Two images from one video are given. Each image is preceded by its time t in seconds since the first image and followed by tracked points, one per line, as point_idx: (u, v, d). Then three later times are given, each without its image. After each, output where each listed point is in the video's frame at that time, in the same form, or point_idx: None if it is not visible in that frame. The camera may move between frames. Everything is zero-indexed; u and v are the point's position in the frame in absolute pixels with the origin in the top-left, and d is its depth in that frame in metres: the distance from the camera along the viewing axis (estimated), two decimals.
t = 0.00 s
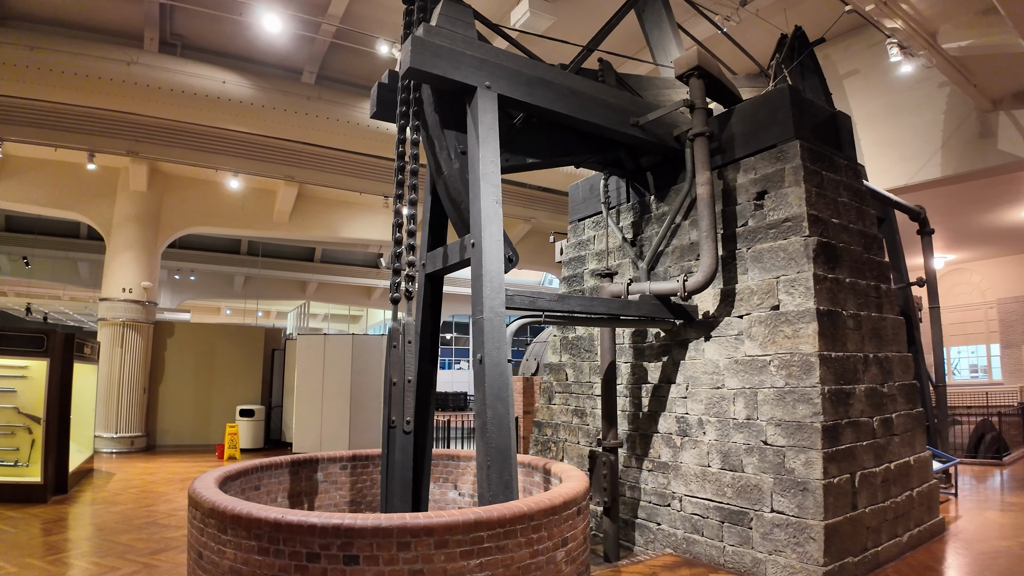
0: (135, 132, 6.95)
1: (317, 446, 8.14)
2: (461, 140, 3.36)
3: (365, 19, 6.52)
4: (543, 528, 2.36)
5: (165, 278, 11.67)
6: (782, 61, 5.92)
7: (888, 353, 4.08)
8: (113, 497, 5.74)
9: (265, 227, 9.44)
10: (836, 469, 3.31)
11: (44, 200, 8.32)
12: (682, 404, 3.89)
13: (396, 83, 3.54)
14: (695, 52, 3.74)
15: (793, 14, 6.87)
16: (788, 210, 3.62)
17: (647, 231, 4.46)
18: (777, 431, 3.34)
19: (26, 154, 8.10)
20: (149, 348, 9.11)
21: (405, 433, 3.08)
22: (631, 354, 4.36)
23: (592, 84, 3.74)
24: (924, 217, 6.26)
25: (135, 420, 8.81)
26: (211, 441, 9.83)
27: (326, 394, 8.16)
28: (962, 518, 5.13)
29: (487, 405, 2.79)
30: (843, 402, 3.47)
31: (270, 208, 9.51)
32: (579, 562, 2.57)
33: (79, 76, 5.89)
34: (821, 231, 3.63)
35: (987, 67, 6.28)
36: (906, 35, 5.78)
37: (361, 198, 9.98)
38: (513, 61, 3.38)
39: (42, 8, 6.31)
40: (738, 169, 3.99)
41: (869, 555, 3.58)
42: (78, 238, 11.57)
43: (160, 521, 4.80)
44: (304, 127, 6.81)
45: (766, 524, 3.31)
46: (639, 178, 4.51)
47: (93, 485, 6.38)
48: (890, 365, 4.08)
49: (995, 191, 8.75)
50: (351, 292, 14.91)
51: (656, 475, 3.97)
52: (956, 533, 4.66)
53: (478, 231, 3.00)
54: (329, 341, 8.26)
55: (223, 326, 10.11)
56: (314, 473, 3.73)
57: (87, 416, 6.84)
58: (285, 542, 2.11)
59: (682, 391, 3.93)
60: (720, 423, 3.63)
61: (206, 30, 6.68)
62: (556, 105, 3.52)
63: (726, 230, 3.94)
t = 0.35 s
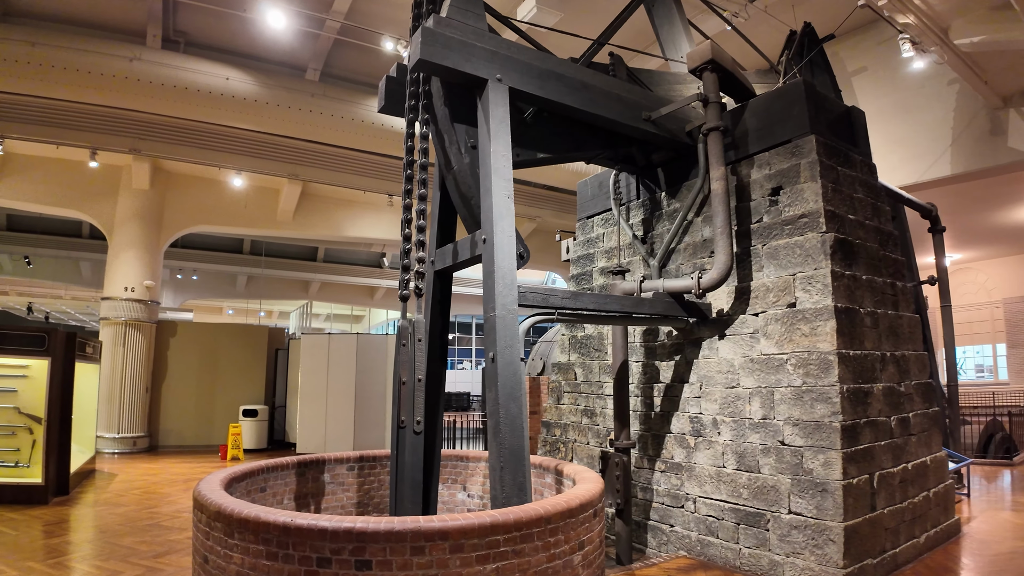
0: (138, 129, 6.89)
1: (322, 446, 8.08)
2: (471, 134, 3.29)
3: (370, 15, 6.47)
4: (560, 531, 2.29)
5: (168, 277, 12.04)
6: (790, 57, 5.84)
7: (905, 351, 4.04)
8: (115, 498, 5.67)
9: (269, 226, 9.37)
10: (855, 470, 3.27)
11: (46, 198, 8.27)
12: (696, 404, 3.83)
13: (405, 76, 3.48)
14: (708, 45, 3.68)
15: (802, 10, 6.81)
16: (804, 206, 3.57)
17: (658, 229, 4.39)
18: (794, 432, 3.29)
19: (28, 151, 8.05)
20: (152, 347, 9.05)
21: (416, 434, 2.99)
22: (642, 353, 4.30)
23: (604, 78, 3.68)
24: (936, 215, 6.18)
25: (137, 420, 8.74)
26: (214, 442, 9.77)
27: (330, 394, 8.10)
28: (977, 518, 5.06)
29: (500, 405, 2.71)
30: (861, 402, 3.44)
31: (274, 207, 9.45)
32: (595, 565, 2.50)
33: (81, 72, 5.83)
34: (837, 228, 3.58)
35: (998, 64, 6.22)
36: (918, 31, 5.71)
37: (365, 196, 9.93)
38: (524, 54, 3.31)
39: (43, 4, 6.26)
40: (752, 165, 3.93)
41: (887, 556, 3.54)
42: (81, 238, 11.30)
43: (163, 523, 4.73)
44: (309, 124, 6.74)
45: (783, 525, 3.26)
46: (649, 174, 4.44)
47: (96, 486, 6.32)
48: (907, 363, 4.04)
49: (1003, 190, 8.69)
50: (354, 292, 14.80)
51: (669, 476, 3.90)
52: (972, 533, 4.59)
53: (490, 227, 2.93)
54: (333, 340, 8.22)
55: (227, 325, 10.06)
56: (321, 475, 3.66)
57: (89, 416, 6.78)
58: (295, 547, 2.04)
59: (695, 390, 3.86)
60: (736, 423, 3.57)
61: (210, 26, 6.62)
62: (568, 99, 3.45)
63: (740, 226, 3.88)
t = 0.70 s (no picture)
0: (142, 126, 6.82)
1: (328, 446, 8.02)
2: (488, 129, 3.22)
3: (378, 11, 6.40)
4: (587, 536, 2.22)
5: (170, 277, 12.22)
6: (803, 54, 5.77)
7: (926, 351, 3.99)
8: (120, 500, 5.59)
9: (274, 224, 9.28)
10: (880, 471, 3.21)
11: (49, 196, 8.19)
12: (715, 405, 3.77)
13: (419, 70, 3.41)
14: (729, 39, 3.62)
15: (814, 6, 6.73)
16: (826, 204, 3.51)
17: (674, 226, 4.32)
18: (818, 433, 3.24)
19: (31, 149, 7.98)
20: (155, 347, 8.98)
21: (433, 435, 2.93)
22: (658, 353, 4.24)
23: (622, 73, 3.61)
24: (950, 213, 6.11)
25: (141, 421, 8.68)
26: (219, 442, 9.71)
27: (337, 394, 8.04)
28: (996, 519, 5.00)
29: (522, 406, 2.65)
30: (885, 402, 3.38)
31: (279, 205, 9.38)
32: (621, 571, 2.44)
33: (86, 67, 5.75)
34: (860, 226, 3.53)
35: (1013, 61, 6.14)
36: (933, 28, 5.64)
37: (371, 195, 9.86)
38: (543, 48, 3.24)
39: None
40: (771, 162, 3.88)
41: (911, 559, 3.48)
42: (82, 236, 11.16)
43: (170, 526, 4.66)
44: (316, 121, 6.67)
45: (807, 528, 3.21)
46: (664, 171, 4.37)
47: (100, 487, 6.25)
48: (928, 363, 3.99)
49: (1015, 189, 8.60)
50: (358, 291, 14.69)
51: (688, 478, 3.84)
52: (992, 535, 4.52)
53: (509, 223, 2.86)
54: (340, 339, 8.16)
55: (231, 324, 9.98)
56: (333, 477, 3.59)
57: (93, 416, 6.71)
58: (315, 555, 1.96)
59: (714, 391, 3.80)
60: (757, 424, 3.52)
61: (216, 22, 6.55)
62: (586, 93, 3.39)
63: (759, 224, 3.83)
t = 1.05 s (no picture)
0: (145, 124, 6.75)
1: (333, 446, 7.96)
2: (503, 125, 3.16)
3: (383, 9, 6.34)
4: (611, 540, 2.17)
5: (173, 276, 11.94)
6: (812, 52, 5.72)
7: (943, 350, 3.94)
8: (124, 503, 5.53)
9: (277, 223, 9.23)
10: (901, 472, 3.16)
11: (51, 195, 8.11)
12: (732, 405, 3.74)
13: (432, 66, 3.37)
14: (745, 35, 3.57)
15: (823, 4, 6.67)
16: (844, 201, 3.48)
17: (687, 225, 4.28)
18: (838, 433, 3.20)
19: (32, 147, 7.91)
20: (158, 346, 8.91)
21: (449, 436, 2.88)
22: (672, 353, 4.20)
23: (637, 69, 3.56)
24: (961, 212, 6.05)
25: (144, 421, 8.63)
26: (222, 442, 9.66)
27: (341, 393, 7.99)
28: (1010, 519, 4.96)
29: (540, 407, 2.59)
30: (905, 402, 3.34)
31: (283, 204, 9.32)
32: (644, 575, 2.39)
33: (89, 64, 5.69)
34: (879, 224, 3.49)
35: None
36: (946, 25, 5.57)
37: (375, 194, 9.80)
38: (559, 42, 3.19)
39: None
40: (787, 159, 3.83)
41: (930, 560, 3.44)
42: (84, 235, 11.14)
43: (176, 529, 4.60)
44: (321, 119, 6.61)
45: (827, 530, 3.17)
46: (677, 169, 4.33)
47: (103, 488, 6.19)
48: (945, 362, 3.94)
49: None
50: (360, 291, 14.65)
51: (704, 479, 3.81)
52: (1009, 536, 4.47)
53: (526, 221, 2.80)
54: (345, 339, 8.12)
55: (234, 324, 9.93)
56: (344, 479, 3.54)
57: (96, 417, 6.65)
58: (333, 561, 1.90)
59: (731, 391, 3.76)
60: (775, 425, 3.48)
61: (221, 19, 6.49)
62: (602, 89, 3.33)
63: (776, 222, 3.79)
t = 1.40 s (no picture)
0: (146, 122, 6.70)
1: (335, 446, 7.91)
2: (512, 120, 3.11)
3: (386, 5, 6.28)
4: (626, 542, 2.12)
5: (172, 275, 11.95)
6: (819, 48, 5.66)
7: (955, 348, 3.89)
8: (125, 504, 5.47)
9: (279, 222, 9.18)
10: (916, 471, 3.12)
11: (50, 193, 8.05)
12: (743, 404, 3.70)
13: (439, 60, 3.31)
14: (755, 30, 3.52)
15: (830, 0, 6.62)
16: (856, 198, 3.44)
17: (695, 222, 4.23)
18: (852, 432, 3.17)
19: (32, 145, 7.86)
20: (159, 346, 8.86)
21: (458, 437, 2.84)
22: (681, 351, 4.16)
23: (646, 64, 3.51)
24: (968, 209, 5.99)
25: (144, 422, 8.57)
26: (223, 442, 9.61)
27: (343, 393, 7.93)
28: (1020, 519, 4.91)
29: (552, 407, 2.54)
30: (919, 400, 3.30)
31: (284, 202, 9.26)
32: None
33: (89, 61, 5.63)
34: (892, 220, 3.45)
35: None
36: (955, 21, 5.51)
37: (377, 192, 9.75)
38: (568, 36, 3.14)
39: None
40: (798, 155, 3.79)
41: (944, 560, 3.40)
42: (82, 235, 11.26)
43: (178, 530, 4.55)
44: (324, 116, 6.55)
45: (841, 530, 3.15)
46: (684, 166, 4.28)
47: (104, 490, 6.14)
48: (958, 360, 3.90)
49: None
50: (361, 290, 14.61)
51: (714, 479, 3.77)
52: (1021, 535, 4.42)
53: (536, 217, 2.75)
54: (347, 338, 8.07)
55: (235, 324, 9.87)
56: (349, 480, 3.49)
57: (97, 416, 6.60)
58: (343, 566, 1.85)
59: (741, 390, 3.73)
60: (787, 424, 3.45)
61: (222, 16, 6.44)
62: (612, 84, 3.28)
63: (786, 219, 3.75)
